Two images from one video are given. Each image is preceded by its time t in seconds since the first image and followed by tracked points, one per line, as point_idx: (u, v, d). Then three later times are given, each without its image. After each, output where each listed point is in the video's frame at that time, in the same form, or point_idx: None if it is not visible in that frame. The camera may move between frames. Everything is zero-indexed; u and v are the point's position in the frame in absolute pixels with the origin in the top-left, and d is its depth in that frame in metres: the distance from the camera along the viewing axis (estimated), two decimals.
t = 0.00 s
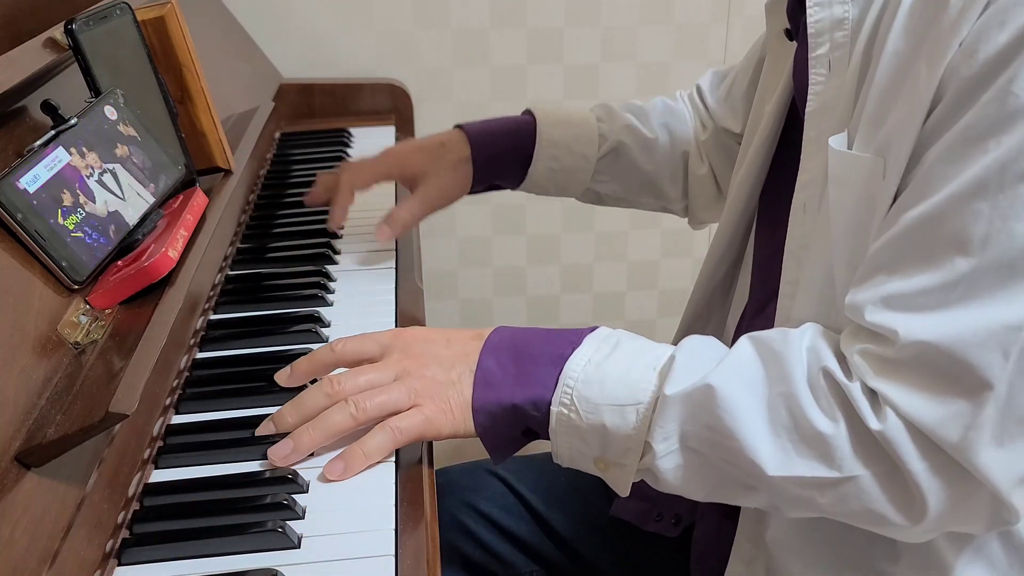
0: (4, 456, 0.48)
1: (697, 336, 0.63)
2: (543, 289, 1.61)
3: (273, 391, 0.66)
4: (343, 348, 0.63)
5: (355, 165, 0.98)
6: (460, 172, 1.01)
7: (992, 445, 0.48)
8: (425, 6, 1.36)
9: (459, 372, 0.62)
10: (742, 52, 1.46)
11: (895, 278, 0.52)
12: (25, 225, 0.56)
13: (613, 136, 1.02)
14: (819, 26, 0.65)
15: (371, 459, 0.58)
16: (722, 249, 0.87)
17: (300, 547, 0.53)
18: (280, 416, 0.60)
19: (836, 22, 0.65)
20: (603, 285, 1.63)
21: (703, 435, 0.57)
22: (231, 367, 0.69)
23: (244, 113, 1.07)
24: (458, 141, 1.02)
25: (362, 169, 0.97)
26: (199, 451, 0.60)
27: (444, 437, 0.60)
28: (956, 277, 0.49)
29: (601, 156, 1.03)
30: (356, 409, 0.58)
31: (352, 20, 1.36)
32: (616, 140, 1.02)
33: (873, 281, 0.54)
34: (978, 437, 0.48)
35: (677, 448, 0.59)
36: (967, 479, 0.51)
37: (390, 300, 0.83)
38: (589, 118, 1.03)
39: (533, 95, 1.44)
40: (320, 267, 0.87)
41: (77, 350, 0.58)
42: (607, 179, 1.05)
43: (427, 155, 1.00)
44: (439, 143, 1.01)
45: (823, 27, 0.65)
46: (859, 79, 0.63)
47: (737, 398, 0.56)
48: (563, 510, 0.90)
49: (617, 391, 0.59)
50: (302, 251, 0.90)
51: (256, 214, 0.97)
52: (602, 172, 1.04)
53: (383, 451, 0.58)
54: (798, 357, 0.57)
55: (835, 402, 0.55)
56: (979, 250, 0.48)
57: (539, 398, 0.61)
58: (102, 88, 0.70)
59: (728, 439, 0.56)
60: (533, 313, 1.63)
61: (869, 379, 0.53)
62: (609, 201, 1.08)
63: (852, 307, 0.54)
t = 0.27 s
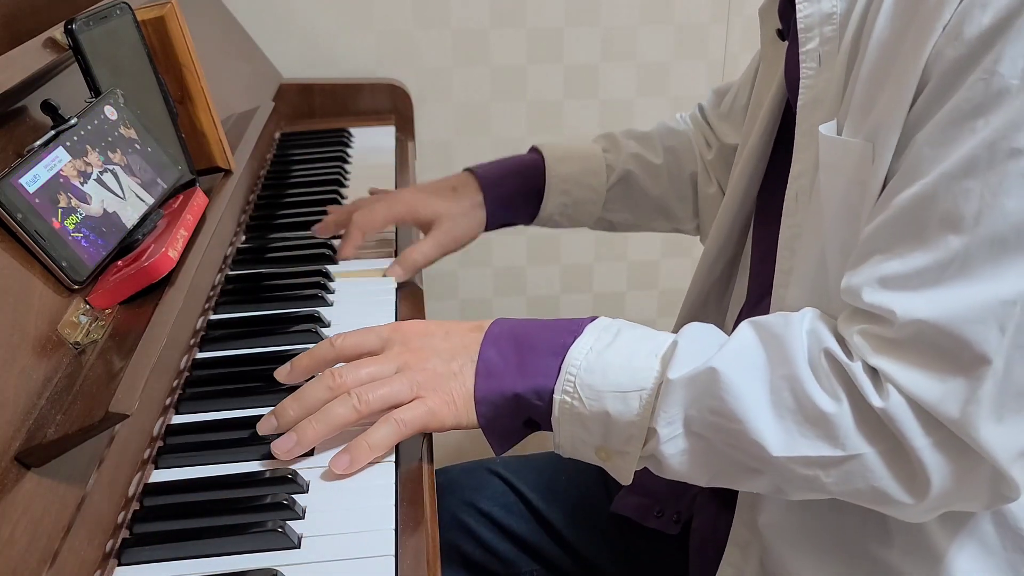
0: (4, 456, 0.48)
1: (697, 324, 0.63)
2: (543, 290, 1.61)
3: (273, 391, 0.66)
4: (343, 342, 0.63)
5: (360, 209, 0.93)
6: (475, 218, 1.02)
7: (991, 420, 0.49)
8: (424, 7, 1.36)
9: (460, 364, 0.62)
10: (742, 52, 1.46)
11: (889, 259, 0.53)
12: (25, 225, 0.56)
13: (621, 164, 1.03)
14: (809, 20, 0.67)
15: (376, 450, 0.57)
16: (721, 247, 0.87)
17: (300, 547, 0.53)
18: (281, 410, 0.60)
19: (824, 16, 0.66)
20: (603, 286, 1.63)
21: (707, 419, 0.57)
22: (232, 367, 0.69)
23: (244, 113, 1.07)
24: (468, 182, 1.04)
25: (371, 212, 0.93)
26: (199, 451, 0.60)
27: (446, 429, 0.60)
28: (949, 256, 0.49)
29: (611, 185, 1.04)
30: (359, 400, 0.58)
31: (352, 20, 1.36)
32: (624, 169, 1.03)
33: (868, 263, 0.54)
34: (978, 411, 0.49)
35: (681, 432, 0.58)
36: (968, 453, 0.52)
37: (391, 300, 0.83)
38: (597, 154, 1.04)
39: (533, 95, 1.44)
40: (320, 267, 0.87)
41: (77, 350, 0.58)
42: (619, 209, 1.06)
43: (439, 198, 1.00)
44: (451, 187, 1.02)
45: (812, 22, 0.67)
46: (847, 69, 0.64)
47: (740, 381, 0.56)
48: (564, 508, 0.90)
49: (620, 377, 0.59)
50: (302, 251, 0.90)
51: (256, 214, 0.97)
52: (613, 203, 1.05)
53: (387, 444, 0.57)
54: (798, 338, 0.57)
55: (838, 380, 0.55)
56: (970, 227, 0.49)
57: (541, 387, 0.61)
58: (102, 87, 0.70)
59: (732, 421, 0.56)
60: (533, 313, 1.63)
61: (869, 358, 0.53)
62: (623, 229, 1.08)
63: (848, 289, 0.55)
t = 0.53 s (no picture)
0: (4, 456, 0.48)
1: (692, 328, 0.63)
2: (543, 290, 1.61)
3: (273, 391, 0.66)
4: (342, 353, 0.62)
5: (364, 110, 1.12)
6: (458, 145, 1.09)
7: (989, 413, 0.49)
8: (424, 6, 1.36)
9: (458, 373, 0.62)
10: (742, 52, 1.46)
11: (882, 255, 0.53)
12: (25, 225, 0.55)
13: (606, 127, 1.05)
14: (796, 18, 0.68)
15: (375, 465, 0.56)
16: (720, 245, 0.86)
17: (300, 547, 0.53)
18: (285, 423, 0.61)
19: (812, 14, 0.68)
20: (603, 285, 1.63)
21: (704, 421, 0.57)
22: (231, 367, 0.69)
23: (244, 113, 1.07)
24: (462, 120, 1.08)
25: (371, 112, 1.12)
26: (199, 451, 0.60)
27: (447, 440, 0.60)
28: (941, 251, 0.50)
29: (595, 144, 1.06)
30: (356, 410, 0.57)
31: (352, 20, 1.36)
32: (608, 130, 1.05)
33: (861, 260, 0.54)
34: (976, 404, 0.49)
35: (680, 435, 0.58)
36: (967, 446, 0.52)
37: (391, 300, 0.83)
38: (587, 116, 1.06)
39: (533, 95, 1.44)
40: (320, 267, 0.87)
41: (77, 350, 0.58)
42: (603, 166, 1.08)
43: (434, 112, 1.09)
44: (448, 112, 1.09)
45: (799, 19, 0.68)
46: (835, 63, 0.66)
47: (736, 383, 0.56)
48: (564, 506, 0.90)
49: (617, 384, 0.59)
50: (303, 251, 0.90)
51: (256, 214, 0.97)
52: (597, 158, 1.07)
53: (387, 458, 0.57)
54: (793, 337, 0.57)
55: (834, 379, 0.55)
56: (961, 220, 0.49)
57: (539, 396, 0.61)
58: (102, 87, 0.70)
59: (730, 422, 0.56)
60: (533, 313, 1.63)
61: (865, 354, 0.53)
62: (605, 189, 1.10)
63: (842, 288, 0.55)
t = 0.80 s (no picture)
0: (4, 456, 0.48)
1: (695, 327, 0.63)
2: (543, 289, 1.61)
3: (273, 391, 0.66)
4: (345, 354, 0.63)
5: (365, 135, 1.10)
6: (453, 159, 1.08)
7: (994, 405, 0.49)
8: (424, 6, 1.35)
9: (461, 376, 0.61)
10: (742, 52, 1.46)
11: (883, 252, 0.53)
12: (25, 225, 0.55)
13: (593, 125, 1.05)
14: (791, 19, 0.69)
15: (377, 464, 0.57)
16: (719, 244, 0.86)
17: (300, 548, 0.53)
18: (286, 423, 0.61)
19: (807, 14, 0.69)
20: (603, 285, 1.63)
21: (709, 421, 0.57)
22: (231, 367, 0.69)
23: (244, 113, 1.07)
24: (450, 131, 1.08)
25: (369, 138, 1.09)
26: (199, 451, 0.60)
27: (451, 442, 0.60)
28: (935, 239, 0.50)
29: (582, 142, 1.07)
30: (360, 413, 0.58)
31: (352, 19, 1.36)
32: (594, 130, 1.05)
33: (861, 257, 0.54)
34: (981, 397, 0.49)
35: (685, 435, 0.58)
36: (973, 438, 0.52)
37: (390, 300, 0.83)
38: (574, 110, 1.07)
39: (533, 95, 1.44)
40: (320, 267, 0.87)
41: (77, 350, 0.58)
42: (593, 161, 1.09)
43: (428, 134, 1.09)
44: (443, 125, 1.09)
45: (794, 20, 0.69)
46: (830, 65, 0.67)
47: (741, 383, 0.56)
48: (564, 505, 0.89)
49: (621, 385, 0.59)
50: (303, 251, 0.90)
51: (256, 214, 0.97)
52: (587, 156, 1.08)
53: (389, 458, 0.57)
54: (797, 336, 0.57)
55: (840, 377, 0.55)
56: (961, 215, 0.49)
57: (543, 398, 0.61)
58: (102, 87, 0.70)
59: (735, 422, 0.56)
60: (533, 313, 1.63)
61: (869, 349, 0.53)
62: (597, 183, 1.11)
63: (845, 286, 0.55)
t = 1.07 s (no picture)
0: (4, 456, 0.48)
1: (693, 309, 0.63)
2: (543, 289, 1.61)
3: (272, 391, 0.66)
4: (340, 327, 0.63)
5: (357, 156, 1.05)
6: (450, 166, 1.07)
7: (993, 386, 0.49)
8: (424, 6, 1.35)
9: (459, 352, 0.62)
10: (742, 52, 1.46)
11: (879, 239, 0.53)
12: (25, 226, 0.55)
13: (586, 123, 1.06)
14: (785, 15, 0.70)
15: (370, 437, 0.57)
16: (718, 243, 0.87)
17: (300, 547, 0.53)
18: (278, 394, 0.60)
19: (801, 11, 0.69)
20: (602, 285, 1.63)
21: (710, 399, 0.57)
22: (231, 367, 0.69)
23: (244, 113, 1.07)
24: (444, 137, 1.07)
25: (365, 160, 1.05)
26: (199, 451, 0.60)
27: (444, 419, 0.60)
28: (932, 217, 0.50)
29: (577, 140, 1.07)
30: (356, 385, 0.58)
31: (352, 19, 1.36)
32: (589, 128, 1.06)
33: (857, 244, 0.54)
34: (979, 378, 0.49)
35: (685, 413, 0.58)
36: (971, 418, 0.52)
37: (390, 300, 0.83)
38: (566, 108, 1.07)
39: (533, 95, 1.44)
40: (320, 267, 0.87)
41: (77, 350, 0.58)
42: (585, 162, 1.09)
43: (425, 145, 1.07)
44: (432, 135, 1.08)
45: (788, 16, 0.70)
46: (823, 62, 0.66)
47: (742, 359, 0.56)
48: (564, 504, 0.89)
49: (620, 362, 0.59)
50: (303, 251, 0.90)
51: (256, 214, 0.97)
52: (580, 157, 1.08)
53: (383, 432, 0.57)
54: (797, 316, 0.57)
55: (840, 355, 0.54)
56: (957, 200, 0.49)
57: (540, 373, 0.61)
58: (102, 87, 0.70)
59: (736, 400, 0.56)
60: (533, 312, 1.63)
61: (869, 330, 0.53)
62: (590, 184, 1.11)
63: (842, 271, 0.55)
